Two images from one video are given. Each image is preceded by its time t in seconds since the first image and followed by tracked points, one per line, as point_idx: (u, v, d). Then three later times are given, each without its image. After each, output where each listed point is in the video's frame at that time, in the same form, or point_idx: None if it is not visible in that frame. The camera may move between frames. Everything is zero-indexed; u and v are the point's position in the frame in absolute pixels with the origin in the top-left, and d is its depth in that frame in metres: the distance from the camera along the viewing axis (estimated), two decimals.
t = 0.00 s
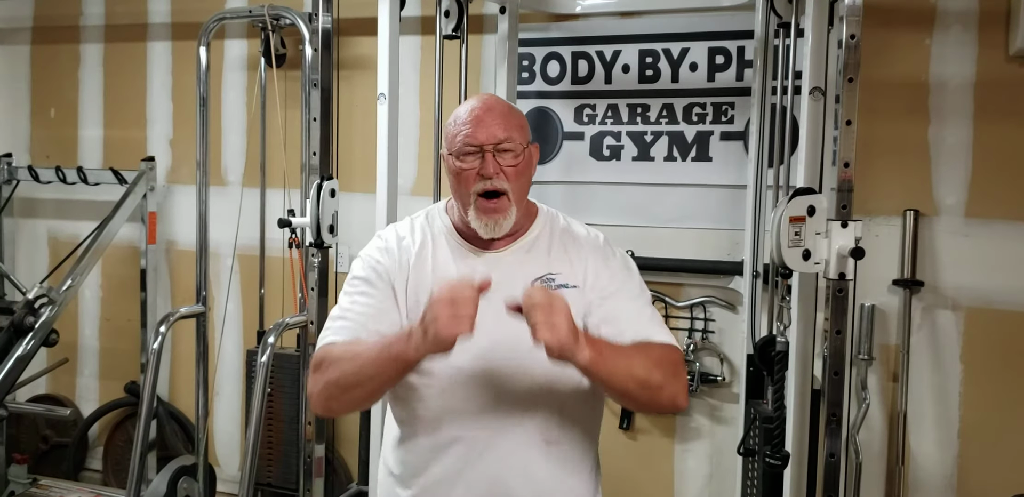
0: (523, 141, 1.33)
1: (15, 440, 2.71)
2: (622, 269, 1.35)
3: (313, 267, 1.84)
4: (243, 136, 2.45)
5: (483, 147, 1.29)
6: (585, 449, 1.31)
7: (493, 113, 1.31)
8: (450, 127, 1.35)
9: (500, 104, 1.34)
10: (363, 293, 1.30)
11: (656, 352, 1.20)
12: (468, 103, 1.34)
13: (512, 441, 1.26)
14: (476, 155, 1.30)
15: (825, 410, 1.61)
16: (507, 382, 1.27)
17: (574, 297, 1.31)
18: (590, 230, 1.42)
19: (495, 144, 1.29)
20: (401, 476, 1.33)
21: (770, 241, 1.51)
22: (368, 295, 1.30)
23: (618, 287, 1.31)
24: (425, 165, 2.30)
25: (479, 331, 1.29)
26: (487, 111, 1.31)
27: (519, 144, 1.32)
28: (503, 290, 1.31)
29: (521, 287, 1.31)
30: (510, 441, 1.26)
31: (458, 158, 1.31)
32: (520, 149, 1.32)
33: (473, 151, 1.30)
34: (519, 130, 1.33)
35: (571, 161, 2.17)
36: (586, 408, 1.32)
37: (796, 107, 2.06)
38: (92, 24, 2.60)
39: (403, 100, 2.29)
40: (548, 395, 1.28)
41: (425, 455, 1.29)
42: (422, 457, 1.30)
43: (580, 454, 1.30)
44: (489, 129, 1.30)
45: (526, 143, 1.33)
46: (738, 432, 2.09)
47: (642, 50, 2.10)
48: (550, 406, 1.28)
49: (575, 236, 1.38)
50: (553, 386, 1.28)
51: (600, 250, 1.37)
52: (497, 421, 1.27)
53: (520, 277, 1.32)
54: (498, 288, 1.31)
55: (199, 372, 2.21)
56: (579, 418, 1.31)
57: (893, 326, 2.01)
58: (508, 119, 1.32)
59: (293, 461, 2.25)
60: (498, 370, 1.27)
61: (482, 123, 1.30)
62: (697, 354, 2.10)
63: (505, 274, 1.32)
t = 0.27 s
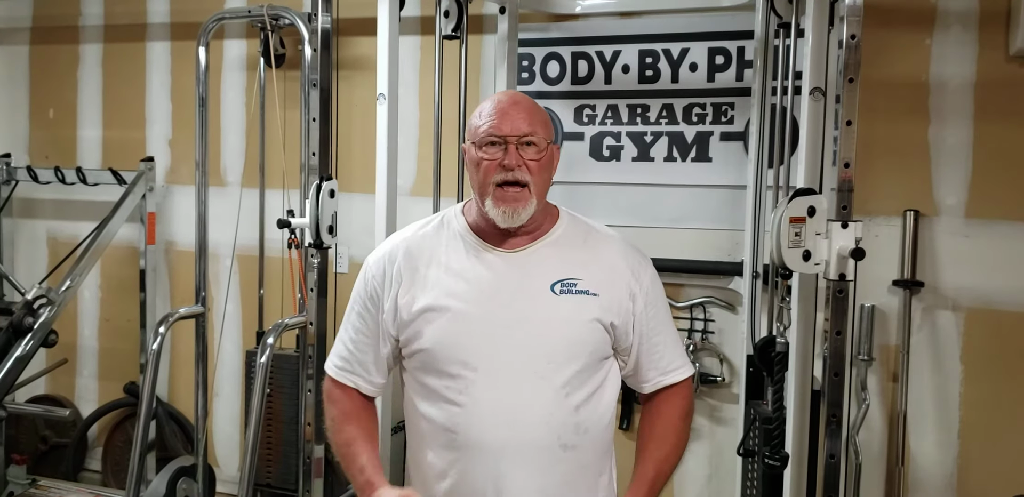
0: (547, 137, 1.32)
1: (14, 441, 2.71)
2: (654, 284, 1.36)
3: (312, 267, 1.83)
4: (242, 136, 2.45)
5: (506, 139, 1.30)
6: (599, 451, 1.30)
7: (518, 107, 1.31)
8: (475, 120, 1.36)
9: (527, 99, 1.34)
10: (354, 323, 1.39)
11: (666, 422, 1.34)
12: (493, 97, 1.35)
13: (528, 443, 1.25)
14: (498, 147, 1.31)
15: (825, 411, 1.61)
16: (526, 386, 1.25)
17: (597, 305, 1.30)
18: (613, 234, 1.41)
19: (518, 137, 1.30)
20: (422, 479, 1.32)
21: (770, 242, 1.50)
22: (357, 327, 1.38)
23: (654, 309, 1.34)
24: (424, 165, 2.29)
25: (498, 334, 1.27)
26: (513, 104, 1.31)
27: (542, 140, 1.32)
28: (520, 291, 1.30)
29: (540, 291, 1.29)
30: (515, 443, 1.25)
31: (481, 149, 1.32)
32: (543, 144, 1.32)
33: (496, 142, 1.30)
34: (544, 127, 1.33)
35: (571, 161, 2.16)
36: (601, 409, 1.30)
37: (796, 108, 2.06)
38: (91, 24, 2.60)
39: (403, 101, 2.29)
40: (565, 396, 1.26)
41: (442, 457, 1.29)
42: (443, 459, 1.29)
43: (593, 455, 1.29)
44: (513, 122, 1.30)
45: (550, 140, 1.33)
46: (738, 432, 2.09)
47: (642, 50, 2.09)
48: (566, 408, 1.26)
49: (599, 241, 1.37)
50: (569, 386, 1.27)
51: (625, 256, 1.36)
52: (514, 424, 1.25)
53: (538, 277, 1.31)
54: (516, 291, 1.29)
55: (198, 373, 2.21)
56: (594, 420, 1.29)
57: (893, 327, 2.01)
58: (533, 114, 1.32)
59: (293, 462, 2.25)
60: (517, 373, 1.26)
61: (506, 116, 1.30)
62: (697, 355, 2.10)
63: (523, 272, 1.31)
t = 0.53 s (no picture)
0: (560, 135, 1.33)
1: (11, 442, 2.70)
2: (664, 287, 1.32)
3: (309, 268, 1.83)
4: (239, 136, 2.44)
5: (519, 135, 1.31)
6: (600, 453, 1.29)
7: (532, 105, 1.32)
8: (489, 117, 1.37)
9: (541, 98, 1.35)
10: (376, 324, 1.38)
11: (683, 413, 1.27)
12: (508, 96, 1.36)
13: (528, 442, 1.24)
14: (511, 142, 1.31)
15: (824, 412, 1.61)
16: (527, 383, 1.25)
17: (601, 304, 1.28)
18: (628, 238, 1.38)
19: (531, 133, 1.30)
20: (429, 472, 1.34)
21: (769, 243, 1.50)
22: (379, 327, 1.37)
23: (660, 310, 1.29)
24: (422, 165, 2.29)
25: (501, 331, 1.27)
26: (527, 102, 1.32)
27: (555, 137, 1.32)
28: (524, 289, 1.29)
29: (543, 289, 1.29)
30: (514, 441, 1.25)
31: (494, 145, 1.32)
32: (556, 142, 1.32)
33: (509, 138, 1.31)
34: (557, 125, 1.33)
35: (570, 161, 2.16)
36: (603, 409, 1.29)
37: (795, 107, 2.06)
38: (88, 24, 2.60)
39: (401, 101, 2.29)
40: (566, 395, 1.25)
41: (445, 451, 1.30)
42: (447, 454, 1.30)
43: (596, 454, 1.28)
44: (526, 118, 1.31)
45: (563, 137, 1.33)
46: (736, 433, 2.08)
47: (640, 50, 2.09)
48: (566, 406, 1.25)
49: (613, 242, 1.35)
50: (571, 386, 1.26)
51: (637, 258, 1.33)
52: (515, 421, 1.25)
53: (543, 275, 1.30)
54: (521, 287, 1.29)
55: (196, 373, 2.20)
56: (596, 420, 1.27)
57: (891, 327, 2.01)
58: (546, 112, 1.32)
59: (291, 463, 2.24)
60: (518, 370, 1.25)
61: (519, 113, 1.31)
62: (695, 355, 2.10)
63: (530, 268, 1.31)
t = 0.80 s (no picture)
0: (567, 142, 1.30)
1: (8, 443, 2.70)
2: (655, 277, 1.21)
3: (307, 268, 1.82)
4: (237, 137, 2.44)
5: (528, 148, 1.28)
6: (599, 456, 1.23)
7: (536, 114, 1.30)
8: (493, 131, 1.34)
9: (543, 105, 1.32)
10: (385, 316, 1.40)
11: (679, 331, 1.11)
12: (509, 106, 1.33)
13: (525, 441, 1.23)
14: (521, 156, 1.28)
15: (823, 413, 1.60)
16: (522, 381, 1.23)
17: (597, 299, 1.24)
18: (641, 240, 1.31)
19: (539, 144, 1.27)
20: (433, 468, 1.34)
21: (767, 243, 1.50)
22: (388, 320, 1.39)
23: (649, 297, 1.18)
24: (419, 166, 2.29)
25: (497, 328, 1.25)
26: (531, 112, 1.30)
27: (563, 145, 1.29)
28: (528, 287, 1.27)
29: (542, 288, 1.26)
30: (511, 441, 1.24)
31: (503, 160, 1.29)
32: (565, 149, 1.29)
33: (518, 151, 1.28)
34: (563, 131, 1.31)
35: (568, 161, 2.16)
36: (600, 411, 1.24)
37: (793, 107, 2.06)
38: (86, 25, 2.59)
39: (398, 102, 2.29)
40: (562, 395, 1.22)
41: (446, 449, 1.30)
42: (448, 451, 1.30)
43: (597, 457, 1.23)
44: (532, 129, 1.28)
45: (570, 143, 1.31)
46: (735, 434, 2.08)
47: (638, 50, 2.09)
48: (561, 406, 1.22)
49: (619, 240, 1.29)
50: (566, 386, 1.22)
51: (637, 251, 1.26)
52: (511, 420, 1.24)
53: (548, 271, 1.27)
54: (525, 287, 1.27)
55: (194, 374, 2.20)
56: (592, 421, 1.23)
57: (890, 328, 2.00)
58: (551, 120, 1.30)
59: (289, 464, 2.24)
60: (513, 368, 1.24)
61: (525, 124, 1.28)
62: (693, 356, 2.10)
63: (535, 267, 1.29)
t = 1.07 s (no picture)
0: (542, 145, 1.28)
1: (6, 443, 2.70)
2: (659, 298, 1.16)
3: (305, 269, 1.82)
4: (235, 137, 2.44)
5: (500, 158, 1.26)
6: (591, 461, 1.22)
7: (506, 121, 1.27)
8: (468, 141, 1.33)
9: (515, 110, 1.30)
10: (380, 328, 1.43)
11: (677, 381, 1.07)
12: (480, 115, 1.31)
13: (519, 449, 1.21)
14: (494, 167, 1.26)
15: (822, 413, 1.60)
16: (511, 388, 1.22)
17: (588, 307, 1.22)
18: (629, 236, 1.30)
19: (511, 152, 1.25)
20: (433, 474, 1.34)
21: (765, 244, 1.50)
22: (382, 333, 1.42)
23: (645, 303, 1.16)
24: (418, 166, 2.29)
25: (489, 335, 1.25)
26: (501, 120, 1.27)
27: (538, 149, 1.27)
28: (516, 296, 1.26)
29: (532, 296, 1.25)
30: (503, 447, 1.22)
31: (477, 172, 1.28)
32: (539, 154, 1.27)
33: (490, 162, 1.26)
34: (536, 135, 1.28)
35: (567, 162, 2.16)
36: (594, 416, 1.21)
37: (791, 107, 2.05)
38: (84, 25, 2.59)
39: (397, 103, 2.29)
40: (552, 401, 1.21)
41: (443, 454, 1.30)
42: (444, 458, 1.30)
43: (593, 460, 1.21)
44: (504, 138, 1.26)
45: (545, 145, 1.28)
46: (733, 434, 2.08)
47: (636, 51, 2.09)
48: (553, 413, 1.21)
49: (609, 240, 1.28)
50: (557, 394, 1.20)
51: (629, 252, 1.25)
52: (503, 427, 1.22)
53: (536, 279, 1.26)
54: (513, 294, 1.26)
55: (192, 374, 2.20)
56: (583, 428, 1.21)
57: (889, 328, 2.00)
58: (523, 125, 1.27)
59: (287, 464, 2.24)
60: (505, 374, 1.23)
61: (495, 133, 1.26)
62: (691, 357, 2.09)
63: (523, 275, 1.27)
